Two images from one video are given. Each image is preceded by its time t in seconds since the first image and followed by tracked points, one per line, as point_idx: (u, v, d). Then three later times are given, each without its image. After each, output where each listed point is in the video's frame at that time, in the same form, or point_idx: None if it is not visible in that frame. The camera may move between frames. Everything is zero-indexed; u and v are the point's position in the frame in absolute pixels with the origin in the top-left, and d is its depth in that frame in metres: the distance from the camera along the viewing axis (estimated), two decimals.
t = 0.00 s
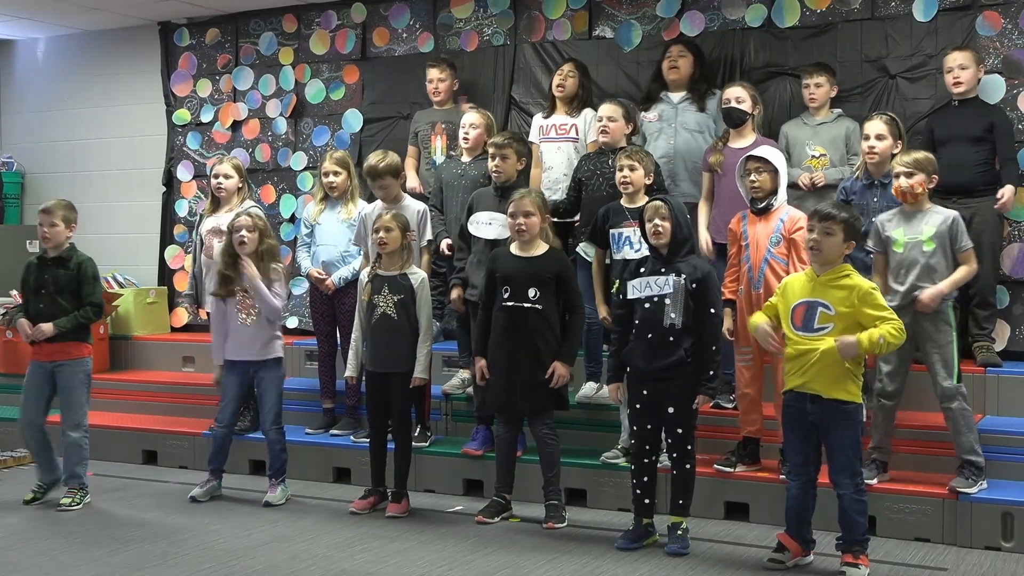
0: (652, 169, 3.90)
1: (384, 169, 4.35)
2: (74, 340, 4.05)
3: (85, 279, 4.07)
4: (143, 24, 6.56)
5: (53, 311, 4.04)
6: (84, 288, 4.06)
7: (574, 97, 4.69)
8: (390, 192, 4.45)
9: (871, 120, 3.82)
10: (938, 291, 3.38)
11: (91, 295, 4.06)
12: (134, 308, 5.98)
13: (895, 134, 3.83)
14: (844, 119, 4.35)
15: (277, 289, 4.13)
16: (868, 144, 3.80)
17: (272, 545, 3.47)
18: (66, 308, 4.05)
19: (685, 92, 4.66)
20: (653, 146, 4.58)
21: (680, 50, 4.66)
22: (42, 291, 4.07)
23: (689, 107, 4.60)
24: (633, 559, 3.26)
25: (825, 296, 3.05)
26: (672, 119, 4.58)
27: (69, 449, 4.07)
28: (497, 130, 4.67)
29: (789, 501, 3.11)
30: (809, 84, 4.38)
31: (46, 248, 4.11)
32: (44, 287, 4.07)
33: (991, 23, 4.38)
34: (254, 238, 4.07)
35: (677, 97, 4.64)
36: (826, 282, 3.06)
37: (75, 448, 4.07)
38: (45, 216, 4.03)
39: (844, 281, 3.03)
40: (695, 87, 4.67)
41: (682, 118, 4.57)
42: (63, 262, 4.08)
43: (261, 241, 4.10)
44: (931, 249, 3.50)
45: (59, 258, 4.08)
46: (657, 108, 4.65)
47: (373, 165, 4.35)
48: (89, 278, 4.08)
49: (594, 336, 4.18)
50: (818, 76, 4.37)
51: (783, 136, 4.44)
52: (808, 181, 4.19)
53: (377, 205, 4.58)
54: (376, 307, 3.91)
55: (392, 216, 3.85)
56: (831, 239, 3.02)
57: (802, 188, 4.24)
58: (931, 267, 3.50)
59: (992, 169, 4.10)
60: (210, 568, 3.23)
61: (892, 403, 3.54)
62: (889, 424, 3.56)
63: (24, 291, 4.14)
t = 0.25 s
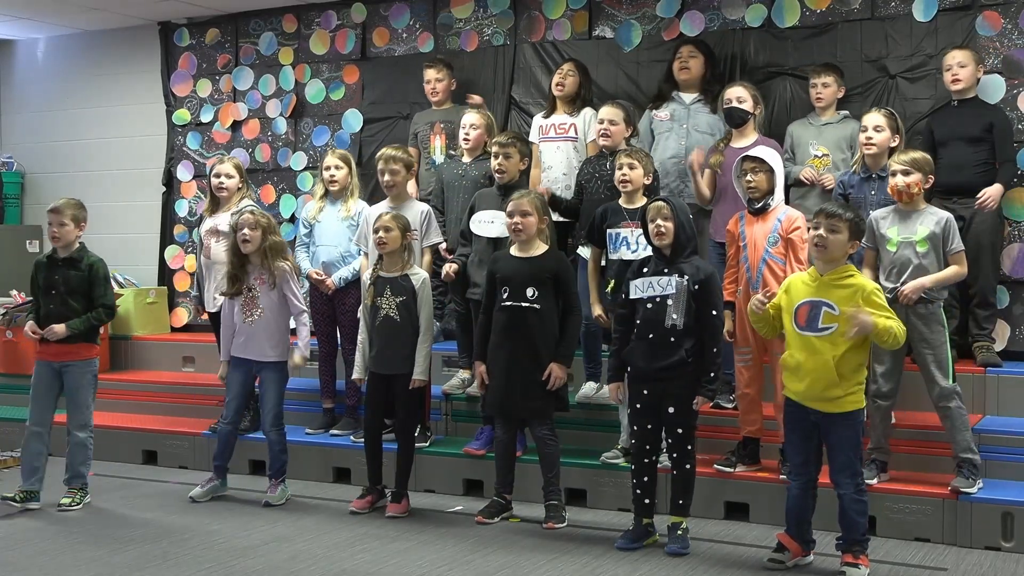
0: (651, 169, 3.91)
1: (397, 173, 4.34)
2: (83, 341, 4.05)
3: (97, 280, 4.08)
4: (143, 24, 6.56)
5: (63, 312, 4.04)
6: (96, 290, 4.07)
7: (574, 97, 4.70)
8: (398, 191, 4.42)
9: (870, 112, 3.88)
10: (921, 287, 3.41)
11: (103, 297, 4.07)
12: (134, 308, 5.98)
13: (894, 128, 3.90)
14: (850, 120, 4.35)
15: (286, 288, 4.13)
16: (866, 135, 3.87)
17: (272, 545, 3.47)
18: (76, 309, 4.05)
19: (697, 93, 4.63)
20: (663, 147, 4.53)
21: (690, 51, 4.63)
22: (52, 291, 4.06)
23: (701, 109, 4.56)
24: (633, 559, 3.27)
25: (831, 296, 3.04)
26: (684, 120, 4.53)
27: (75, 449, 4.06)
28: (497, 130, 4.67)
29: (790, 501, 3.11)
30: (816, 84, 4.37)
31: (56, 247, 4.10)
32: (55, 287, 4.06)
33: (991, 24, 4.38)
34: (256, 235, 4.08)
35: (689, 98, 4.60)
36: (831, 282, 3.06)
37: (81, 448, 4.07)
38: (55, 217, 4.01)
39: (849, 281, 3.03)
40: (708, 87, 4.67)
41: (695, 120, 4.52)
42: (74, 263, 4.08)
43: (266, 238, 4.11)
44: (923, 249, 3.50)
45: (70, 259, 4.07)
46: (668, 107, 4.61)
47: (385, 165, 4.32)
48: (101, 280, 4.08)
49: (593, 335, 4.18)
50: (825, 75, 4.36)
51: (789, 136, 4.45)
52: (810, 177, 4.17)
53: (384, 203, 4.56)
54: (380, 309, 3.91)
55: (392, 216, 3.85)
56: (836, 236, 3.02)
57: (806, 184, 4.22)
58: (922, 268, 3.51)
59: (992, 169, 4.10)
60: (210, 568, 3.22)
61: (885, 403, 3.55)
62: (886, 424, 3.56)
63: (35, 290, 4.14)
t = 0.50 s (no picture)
0: (651, 168, 3.91)
1: (403, 168, 4.43)
2: (83, 341, 4.05)
3: (97, 280, 4.07)
4: (143, 24, 6.56)
5: (64, 312, 4.04)
6: (96, 290, 4.06)
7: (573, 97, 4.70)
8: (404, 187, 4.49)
9: (869, 109, 3.90)
10: (922, 286, 3.36)
11: (104, 296, 4.06)
12: (134, 308, 5.98)
13: (892, 123, 3.91)
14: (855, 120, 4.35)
15: (280, 288, 4.11)
16: (864, 131, 3.87)
17: (272, 546, 3.47)
18: (77, 309, 4.05)
19: (703, 94, 4.62)
20: (666, 147, 4.53)
21: (695, 52, 4.61)
22: (53, 291, 4.06)
23: (707, 111, 4.55)
24: (633, 559, 3.27)
25: (832, 296, 3.05)
26: (689, 121, 4.52)
27: (75, 449, 4.06)
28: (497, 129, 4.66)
29: (790, 501, 3.11)
30: (822, 83, 4.38)
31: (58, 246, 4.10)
32: (56, 287, 4.06)
33: (991, 23, 4.38)
34: (256, 233, 4.08)
35: (696, 98, 4.60)
36: (832, 281, 3.07)
37: (82, 448, 4.07)
38: (58, 215, 4.02)
39: (850, 280, 3.05)
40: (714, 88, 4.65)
41: (700, 122, 4.51)
42: (75, 263, 4.08)
43: (265, 237, 4.11)
44: (928, 249, 3.50)
45: (71, 258, 4.07)
46: (674, 108, 4.60)
47: (393, 160, 4.42)
48: (102, 279, 4.08)
49: (592, 335, 4.18)
50: (832, 75, 4.36)
51: (794, 136, 4.45)
52: (814, 177, 4.22)
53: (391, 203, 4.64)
54: (377, 309, 3.92)
55: (388, 216, 3.86)
56: (836, 236, 3.02)
57: (809, 184, 4.25)
58: (926, 268, 3.52)
59: (992, 170, 4.11)
60: (210, 568, 3.22)
61: (887, 403, 3.54)
62: (887, 424, 3.56)
63: (37, 289, 4.14)
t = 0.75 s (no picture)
0: (651, 168, 3.90)
1: (406, 168, 4.45)
2: (80, 342, 4.05)
3: (92, 284, 4.05)
4: (143, 24, 6.56)
5: (60, 314, 4.04)
6: (91, 294, 4.05)
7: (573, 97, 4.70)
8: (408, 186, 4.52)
9: (869, 109, 3.91)
10: (928, 291, 3.42)
11: (99, 300, 4.05)
12: (134, 308, 5.98)
13: (893, 123, 3.92)
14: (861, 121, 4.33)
15: (261, 289, 4.07)
16: (865, 131, 3.89)
17: (273, 546, 3.47)
18: (73, 311, 4.05)
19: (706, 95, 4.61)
20: (668, 146, 4.52)
21: (699, 52, 4.59)
22: (49, 293, 4.06)
23: (710, 111, 4.55)
24: (633, 559, 3.27)
25: (830, 298, 3.05)
26: (691, 121, 4.52)
27: (75, 449, 4.07)
28: (498, 129, 4.67)
29: (791, 501, 3.11)
30: (828, 83, 4.37)
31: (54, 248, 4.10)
32: (52, 290, 4.05)
33: (991, 24, 4.38)
34: (244, 235, 4.06)
35: (698, 98, 4.59)
36: (830, 283, 3.06)
37: (80, 449, 4.07)
38: (57, 218, 4.02)
39: (848, 281, 3.04)
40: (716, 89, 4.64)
41: (702, 122, 4.51)
42: (70, 266, 4.06)
43: (253, 238, 4.07)
44: (933, 250, 3.51)
45: (66, 261, 4.06)
46: (677, 107, 4.60)
47: (397, 159, 4.44)
48: (96, 283, 4.06)
49: (592, 335, 4.18)
50: (838, 75, 4.36)
51: (799, 136, 4.45)
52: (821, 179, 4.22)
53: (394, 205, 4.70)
54: (368, 308, 3.91)
55: (382, 216, 3.87)
56: (831, 237, 3.03)
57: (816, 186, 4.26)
58: (930, 269, 3.52)
59: (993, 170, 4.11)
60: (211, 568, 3.22)
61: (894, 403, 3.55)
62: (890, 424, 3.56)
63: (34, 292, 4.14)
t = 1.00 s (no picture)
0: (654, 168, 3.90)
1: (409, 170, 4.44)
2: (71, 341, 4.04)
3: (81, 281, 4.05)
4: (143, 24, 6.56)
5: (50, 312, 4.04)
6: (80, 291, 4.04)
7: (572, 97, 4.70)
8: (409, 189, 4.49)
9: (870, 107, 3.92)
10: (924, 279, 3.42)
11: (88, 297, 4.05)
12: (134, 308, 5.98)
13: (894, 122, 3.92)
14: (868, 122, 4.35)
15: (235, 288, 4.04)
16: (866, 129, 3.89)
17: (273, 546, 3.47)
18: (64, 309, 4.05)
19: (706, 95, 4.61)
20: (668, 145, 4.52)
21: (699, 52, 4.59)
22: (40, 292, 4.06)
23: (709, 111, 4.55)
24: (633, 559, 3.27)
25: (827, 298, 3.04)
26: (691, 121, 4.53)
27: (69, 449, 4.06)
28: (499, 129, 4.68)
29: (791, 501, 3.11)
30: (831, 84, 4.37)
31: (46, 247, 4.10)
32: (42, 288, 4.06)
33: (991, 24, 4.38)
34: (228, 236, 4.04)
35: (698, 99, 4.59)
36: (827, 282, 3.06)
37: (75, 448, 4.06)
38: (48, 215, 4.03)
39: (846, 281, 3.03)
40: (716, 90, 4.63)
41: (701, 122, 4.51)
42: (61, 264, 4.07)
43: (238, 239, 4.07)
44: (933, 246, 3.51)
45: (57, 259, 4.07)
46: (677, 107, 4.61)
47: (401, 161, 4.42)
48: (86, 280, 4.05)
49: (593, 334, 4.18)
50: (840, 76, 4.35)
51: (805, 139, 4.45)
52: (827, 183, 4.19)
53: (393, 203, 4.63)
54: (358, 309, 3.90)
55: (374, 215, 3.87)
56: (816, 234, 3.03)
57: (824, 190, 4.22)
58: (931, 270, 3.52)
59: (992, 170, 4.11)
60: (211, 568, 3.23)
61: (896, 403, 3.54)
62: (890, 424, 3.57)
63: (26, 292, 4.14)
